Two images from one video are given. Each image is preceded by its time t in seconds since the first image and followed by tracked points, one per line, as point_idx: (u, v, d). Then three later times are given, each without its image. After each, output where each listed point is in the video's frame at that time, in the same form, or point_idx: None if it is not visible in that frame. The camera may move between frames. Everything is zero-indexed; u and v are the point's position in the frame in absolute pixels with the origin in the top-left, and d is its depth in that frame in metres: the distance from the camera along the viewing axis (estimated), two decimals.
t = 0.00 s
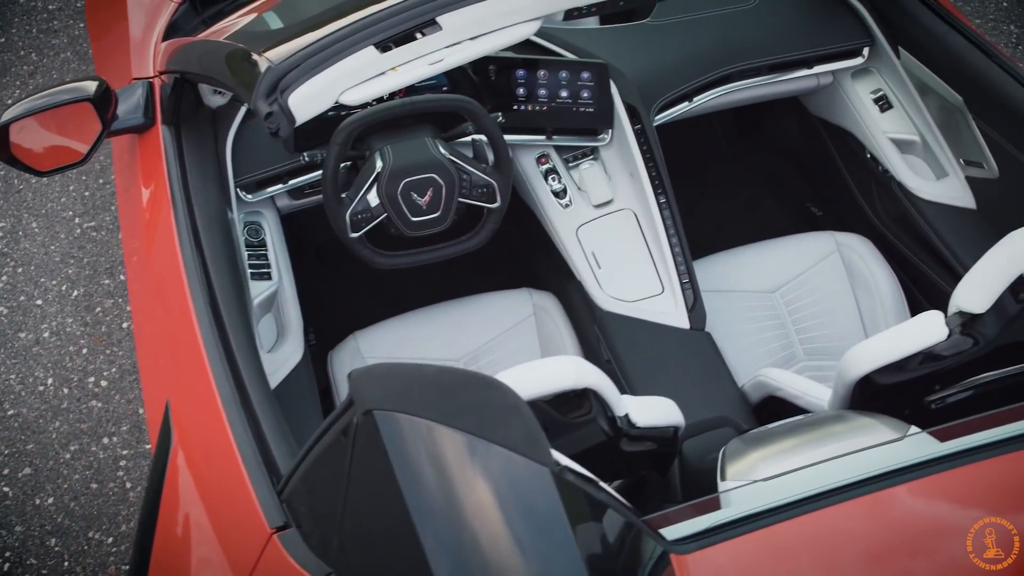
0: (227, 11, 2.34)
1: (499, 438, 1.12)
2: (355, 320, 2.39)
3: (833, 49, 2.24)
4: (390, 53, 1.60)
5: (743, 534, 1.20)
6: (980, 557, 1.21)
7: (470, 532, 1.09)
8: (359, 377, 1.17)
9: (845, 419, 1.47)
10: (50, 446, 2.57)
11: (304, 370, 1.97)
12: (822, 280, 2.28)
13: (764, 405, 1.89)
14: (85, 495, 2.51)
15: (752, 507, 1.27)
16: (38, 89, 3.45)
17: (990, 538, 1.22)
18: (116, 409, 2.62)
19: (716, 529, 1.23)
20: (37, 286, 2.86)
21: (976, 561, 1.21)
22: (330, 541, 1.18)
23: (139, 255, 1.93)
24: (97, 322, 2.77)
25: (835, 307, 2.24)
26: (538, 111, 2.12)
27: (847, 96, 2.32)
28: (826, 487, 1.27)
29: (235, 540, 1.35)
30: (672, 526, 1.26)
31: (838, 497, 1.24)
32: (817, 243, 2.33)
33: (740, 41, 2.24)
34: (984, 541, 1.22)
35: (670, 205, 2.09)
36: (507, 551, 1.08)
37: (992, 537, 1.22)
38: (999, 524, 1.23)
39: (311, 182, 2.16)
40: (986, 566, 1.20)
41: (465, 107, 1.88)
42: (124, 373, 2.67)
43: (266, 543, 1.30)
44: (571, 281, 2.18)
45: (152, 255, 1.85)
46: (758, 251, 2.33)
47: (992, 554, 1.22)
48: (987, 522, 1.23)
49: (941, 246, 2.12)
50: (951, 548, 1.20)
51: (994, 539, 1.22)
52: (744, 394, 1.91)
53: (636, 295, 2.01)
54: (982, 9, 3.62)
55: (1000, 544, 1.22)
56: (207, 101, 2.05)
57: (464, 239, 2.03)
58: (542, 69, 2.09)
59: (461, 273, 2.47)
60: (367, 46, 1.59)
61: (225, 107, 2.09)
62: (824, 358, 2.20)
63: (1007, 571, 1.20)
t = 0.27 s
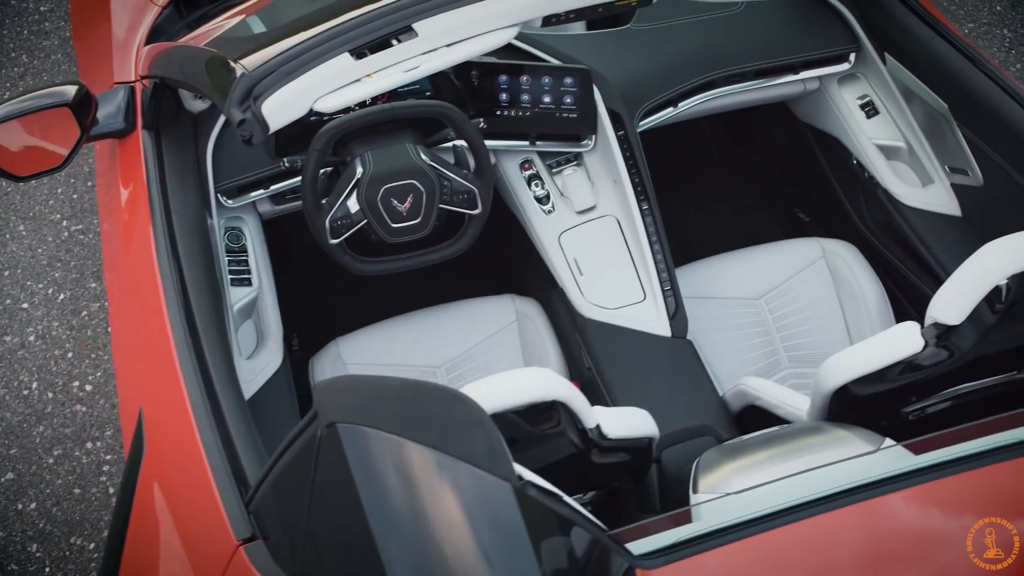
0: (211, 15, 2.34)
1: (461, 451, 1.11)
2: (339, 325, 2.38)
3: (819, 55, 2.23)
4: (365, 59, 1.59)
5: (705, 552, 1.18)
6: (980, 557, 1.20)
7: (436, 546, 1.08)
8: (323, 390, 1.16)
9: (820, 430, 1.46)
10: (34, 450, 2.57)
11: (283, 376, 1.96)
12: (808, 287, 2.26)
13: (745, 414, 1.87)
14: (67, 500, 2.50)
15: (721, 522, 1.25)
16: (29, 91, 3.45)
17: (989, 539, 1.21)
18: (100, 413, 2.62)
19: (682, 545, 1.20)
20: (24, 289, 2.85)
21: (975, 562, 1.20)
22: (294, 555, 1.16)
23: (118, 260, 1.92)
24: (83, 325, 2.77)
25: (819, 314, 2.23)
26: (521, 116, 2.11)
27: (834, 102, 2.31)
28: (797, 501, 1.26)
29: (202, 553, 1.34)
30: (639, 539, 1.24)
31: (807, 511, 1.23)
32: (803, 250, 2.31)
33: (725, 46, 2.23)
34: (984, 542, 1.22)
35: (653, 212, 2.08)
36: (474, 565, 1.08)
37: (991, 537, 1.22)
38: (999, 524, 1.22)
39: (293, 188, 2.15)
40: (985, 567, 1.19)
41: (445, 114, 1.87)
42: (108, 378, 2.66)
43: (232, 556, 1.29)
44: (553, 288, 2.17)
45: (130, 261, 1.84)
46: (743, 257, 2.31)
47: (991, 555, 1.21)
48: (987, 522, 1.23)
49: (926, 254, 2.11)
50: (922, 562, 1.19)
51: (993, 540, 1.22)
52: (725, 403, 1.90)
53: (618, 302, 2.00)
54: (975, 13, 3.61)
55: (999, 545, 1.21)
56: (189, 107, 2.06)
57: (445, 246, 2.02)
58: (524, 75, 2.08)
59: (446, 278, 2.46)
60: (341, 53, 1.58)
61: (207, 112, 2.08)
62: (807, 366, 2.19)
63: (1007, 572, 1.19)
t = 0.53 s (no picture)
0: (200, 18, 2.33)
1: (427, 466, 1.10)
2: (326, 330, 2.37)
3: (809, 61, 2.21)
4: (343, 66, 1.58)
5: (677, 568, 1.17)
6: (981, 556, 1.20)
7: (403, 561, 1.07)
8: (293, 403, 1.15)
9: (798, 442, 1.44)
10: (21, 453, 2.56)
11: (265, 382, 1.95)
12: (795, 295, 2.25)
13: (729, 423, 1.86)
14: (53, 503, 2.50)
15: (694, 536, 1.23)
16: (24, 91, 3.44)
17: (989, 539, 1.21)
18: (88, 416, 2.61)
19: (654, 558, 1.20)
20: (14, 291, 2.84)
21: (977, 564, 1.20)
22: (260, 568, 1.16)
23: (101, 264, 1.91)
24: (72, 328, 2.76)
25: (808, 322, 2.22)
26: (508, 121, 2.09)
27: (825, 108, 2.29)
28: (770, 514, 1.25)
29: (172, 563, 1.33)
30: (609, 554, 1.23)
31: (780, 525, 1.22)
32: (792, 257, 2.30)
33: (714, 52, 2.21)
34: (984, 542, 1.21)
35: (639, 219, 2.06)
36: None
37: (991, 537, 1.21)
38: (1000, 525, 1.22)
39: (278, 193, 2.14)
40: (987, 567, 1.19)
41: (429, 119, 1.86)
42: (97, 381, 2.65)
43: (201, 566, 1.28)
44: (539, 294, 2.16)
45: (112, 265, 1.83)
46: (731, 264, 2.30)
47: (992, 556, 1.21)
48: (987, 522, 1.23)
49: (915, 263, 2.09)
50: None
51: (994, 540, 1.21)
52: (710, 412, 1.89)
53: (603, 310, 1.99)
54: (973, 18, 3.59)
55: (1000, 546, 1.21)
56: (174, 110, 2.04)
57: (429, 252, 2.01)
58: (511, 80, 2.07)
59: (435, 284, 2.44)
60: (319, 59, 1.57)
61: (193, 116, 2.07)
62: (795, 374, 2.18)
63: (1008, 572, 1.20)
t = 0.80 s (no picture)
0: (191, 21, 2.32)
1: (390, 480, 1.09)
2: (315, 335, 2.37)
3: (802, 69, 2.20)
4: (324, 73, 1.57)
5: None
6: (980, 557, 1.19)
7: None
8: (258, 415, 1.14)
9: (777, 457, 1.43)
10: (10, 455, 2.57)
11: (248, 387, 1.95)
12: (787, 304, 2.23)
13: (713, 434, 1.84)
14: (41, 505, 2.50)
15: (666, 550, 1.22)
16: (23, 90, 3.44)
17: (989, 538, 1.21)
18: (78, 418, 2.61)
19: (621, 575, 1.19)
20: (8, 291, 2.85)
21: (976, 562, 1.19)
22: None
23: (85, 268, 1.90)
24: (64, 329, 2.76)
25: (798, 332, 2.20)
26: (497, 128, 2.09)
27: (818, 117, 2.27)
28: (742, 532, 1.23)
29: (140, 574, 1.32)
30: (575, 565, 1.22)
31: (755, 543, 1.20)
32: (784, 266, 2.28)
33: (706, 60, 2.20)
34: (983, 542, 1.21)
35: (627, 227, 2.05)
36: None
37: (992, 536, 1.21)
38: (999, 524, 1.21)
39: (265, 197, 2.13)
40: (986, 566, 1.18)
41: (414, 125, 1.84)
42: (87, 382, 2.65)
43: None
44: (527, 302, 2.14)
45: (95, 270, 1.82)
46: (722, 272, 2.29)
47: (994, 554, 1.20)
48: (987, 522, 1.22)
49: (905, 274, 2.07)
50: None
51: (994, 539, 1.21)
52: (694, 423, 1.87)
53: (589, 318, 1.98)
54: (975, 24, 3.56)
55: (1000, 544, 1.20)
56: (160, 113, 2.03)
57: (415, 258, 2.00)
58: (500, 86, 2.06)
59: (425, 289, 2.43)
60: (300, 66, 1.57)
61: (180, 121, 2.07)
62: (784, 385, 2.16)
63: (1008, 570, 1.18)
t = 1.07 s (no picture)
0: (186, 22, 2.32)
1: (358, 492, 1.08)
2: (307, 338, 2.36)
3: (798, 76, 2.18)
4: (309, 77, 1.56)
5: None
6: (980, 557, 1.16)
7: None
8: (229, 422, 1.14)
9: (759, 470, 1.41)
10: (3, 454, 2.57)
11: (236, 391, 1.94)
12: (780, 313, 2.22)
13: (701, 444, 1.83)
14: (33, 506, 2.50)
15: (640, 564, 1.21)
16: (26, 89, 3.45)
17: (989, 538, 1.18)
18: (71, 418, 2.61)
19: None
20: (5, 290, 2.85)
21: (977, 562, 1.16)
22: None
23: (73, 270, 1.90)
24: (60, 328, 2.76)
25: (791, 340, 2.18)
26: (489, 132, 2.07)
27: (814, 124, 2.26)
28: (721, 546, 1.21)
29: None
30: None
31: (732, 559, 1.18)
32: (778, 274, 2.26)
33: (701, 66, 2.18)
34: (983, 542, 1.18)
35: (619, 234, 2.04)
36: None
37: (992, 536, 1.18)
38: (1000, 524, 1.18)
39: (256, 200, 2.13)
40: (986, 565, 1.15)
41: (403, 130, 1.84)
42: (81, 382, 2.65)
43: None
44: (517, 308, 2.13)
45: (82, 272, 1.82)
46: (716, 280, 2.27)
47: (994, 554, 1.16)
48: (987, 523, 1.19)
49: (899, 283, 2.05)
50: None
51: (993, 539, 1.17)
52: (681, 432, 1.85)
53: (578, 325, 1.97)
54: (980, 30, 3.53)
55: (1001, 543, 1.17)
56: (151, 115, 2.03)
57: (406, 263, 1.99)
58: (492, 91, 2.05)
59: (418, 293, 2.42)
60: (286, 70, 1.56)
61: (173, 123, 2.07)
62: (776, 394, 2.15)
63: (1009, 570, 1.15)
